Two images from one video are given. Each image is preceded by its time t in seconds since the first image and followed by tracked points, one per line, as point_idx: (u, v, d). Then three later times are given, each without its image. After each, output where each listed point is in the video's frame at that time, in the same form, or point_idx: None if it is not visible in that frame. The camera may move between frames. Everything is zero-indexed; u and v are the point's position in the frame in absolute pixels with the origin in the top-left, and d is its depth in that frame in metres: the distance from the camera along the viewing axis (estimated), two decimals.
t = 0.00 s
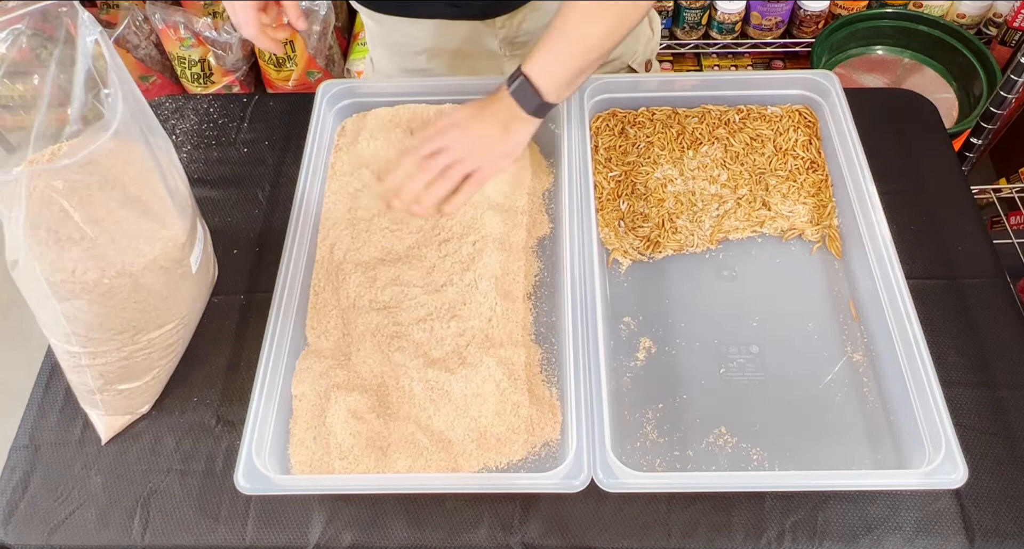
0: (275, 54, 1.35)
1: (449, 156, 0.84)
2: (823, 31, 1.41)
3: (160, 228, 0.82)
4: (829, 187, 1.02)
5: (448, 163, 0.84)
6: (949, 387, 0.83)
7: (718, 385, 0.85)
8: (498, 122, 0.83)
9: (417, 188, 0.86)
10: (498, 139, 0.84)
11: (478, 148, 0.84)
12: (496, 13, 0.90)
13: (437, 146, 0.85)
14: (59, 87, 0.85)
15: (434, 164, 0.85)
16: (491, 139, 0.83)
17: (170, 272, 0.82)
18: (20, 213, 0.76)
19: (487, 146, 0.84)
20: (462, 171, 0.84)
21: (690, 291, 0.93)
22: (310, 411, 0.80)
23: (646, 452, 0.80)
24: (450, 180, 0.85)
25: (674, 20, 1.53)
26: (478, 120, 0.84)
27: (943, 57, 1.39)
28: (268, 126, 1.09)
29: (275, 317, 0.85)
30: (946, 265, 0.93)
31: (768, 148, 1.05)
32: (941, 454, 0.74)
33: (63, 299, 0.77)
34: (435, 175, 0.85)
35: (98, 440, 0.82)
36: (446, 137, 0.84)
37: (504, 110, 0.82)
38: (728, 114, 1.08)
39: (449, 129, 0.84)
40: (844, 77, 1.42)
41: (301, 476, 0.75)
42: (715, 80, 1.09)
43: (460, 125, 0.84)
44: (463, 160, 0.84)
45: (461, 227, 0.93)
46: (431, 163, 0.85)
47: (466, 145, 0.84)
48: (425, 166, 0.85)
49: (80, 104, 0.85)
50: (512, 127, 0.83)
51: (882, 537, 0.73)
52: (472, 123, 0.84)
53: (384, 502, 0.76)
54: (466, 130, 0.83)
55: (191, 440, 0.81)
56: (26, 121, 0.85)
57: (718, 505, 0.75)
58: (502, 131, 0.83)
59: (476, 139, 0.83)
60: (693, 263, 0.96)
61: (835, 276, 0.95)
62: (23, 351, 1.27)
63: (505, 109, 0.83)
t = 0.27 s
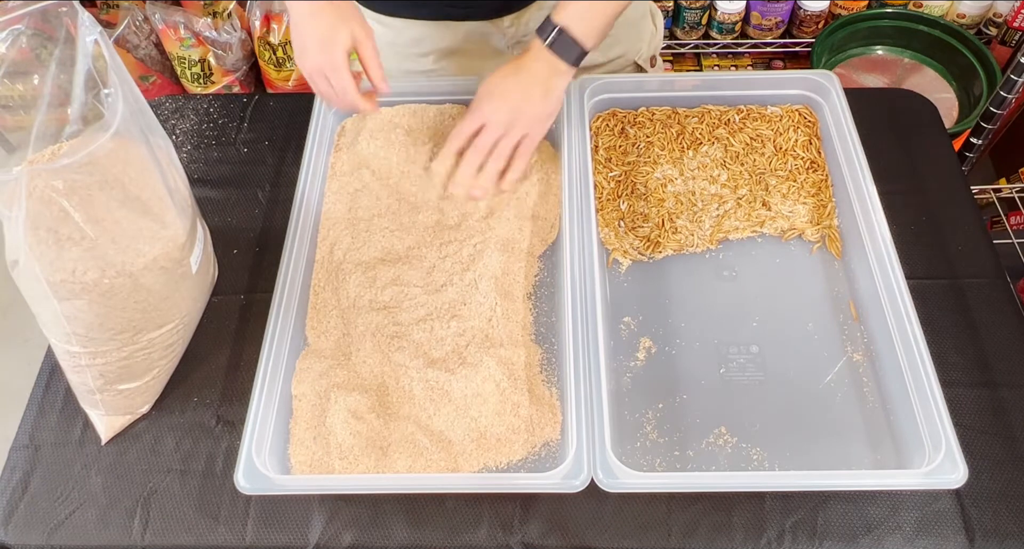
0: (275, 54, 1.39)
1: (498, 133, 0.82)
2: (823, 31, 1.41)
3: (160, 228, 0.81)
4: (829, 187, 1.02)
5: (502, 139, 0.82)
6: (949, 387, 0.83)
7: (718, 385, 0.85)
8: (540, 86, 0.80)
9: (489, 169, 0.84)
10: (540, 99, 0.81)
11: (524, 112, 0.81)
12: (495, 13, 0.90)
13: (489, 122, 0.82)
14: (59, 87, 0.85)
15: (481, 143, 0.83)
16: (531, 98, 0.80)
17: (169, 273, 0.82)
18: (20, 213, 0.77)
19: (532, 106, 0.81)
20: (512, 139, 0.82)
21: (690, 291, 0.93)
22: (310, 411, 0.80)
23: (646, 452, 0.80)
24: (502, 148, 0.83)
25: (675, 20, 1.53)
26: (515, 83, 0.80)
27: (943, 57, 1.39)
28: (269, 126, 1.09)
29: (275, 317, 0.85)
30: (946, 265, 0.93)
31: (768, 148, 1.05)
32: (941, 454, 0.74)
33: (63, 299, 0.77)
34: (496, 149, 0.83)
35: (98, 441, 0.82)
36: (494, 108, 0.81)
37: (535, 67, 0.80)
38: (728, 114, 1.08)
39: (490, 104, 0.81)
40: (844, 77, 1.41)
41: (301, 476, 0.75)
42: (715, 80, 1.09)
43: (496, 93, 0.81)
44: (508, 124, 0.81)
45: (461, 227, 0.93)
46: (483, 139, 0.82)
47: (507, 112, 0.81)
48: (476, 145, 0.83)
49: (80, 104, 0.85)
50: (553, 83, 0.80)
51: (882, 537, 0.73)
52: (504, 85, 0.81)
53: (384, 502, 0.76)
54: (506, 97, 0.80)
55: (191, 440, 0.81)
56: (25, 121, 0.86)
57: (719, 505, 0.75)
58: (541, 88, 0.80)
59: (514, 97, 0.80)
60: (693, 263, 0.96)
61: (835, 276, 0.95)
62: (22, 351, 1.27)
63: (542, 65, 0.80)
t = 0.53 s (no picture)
0: (275, 54, 1.39)
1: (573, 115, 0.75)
2: (823, 31, 1.41)
3: (160, 228, 0.81)
4: (829, 187, 1.02)
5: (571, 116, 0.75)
6: (949, 387, 0.83)
7: (718, 385, 0.85)
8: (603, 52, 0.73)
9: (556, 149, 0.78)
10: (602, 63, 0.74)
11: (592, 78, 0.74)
12: (495, 14, 0.90)
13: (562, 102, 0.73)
14: (59, 87, 0.85)
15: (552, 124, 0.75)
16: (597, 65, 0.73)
17: (170, 273, 0.82)
18: (20, 213, 0.77)
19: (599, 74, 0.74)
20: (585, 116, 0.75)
21: (690, 291, 0.93)
22: (310, 411, 0.80)
23: (646, 452, 0.80)
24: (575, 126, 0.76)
25: (675, 20, 1.53)
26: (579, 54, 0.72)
27: (943, 57, 1.39)
28: (269, 126, 1.09)
29: (275, 317, 0.85)
30: (946, 265, 0.93)
31: (768, 148, 1.05)
32: (941, 454, 0.74)
33: (63, 299, 0.77)
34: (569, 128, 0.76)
35: (98, 441, 0.82)
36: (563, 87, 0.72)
37: (593, 31, 0.73)
38: (728, 114, 1.08)
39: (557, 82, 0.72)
40: (844, 77, 1.41)
41: (301, 476, 0.75)
42: (715, 80, 1.09)
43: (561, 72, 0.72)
44: (579, 100, 0.74)
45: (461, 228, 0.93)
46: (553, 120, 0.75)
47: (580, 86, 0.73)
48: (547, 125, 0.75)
49: (80, 104, 0.85)
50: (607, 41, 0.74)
51: (882, 537, 0.73)
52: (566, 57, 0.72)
53: (384, 502, 0.76)
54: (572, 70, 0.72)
55: (191, 439, 0.81)
56: (25, 121, 0.86)
57: (719, 505, 0.75)
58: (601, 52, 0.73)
59: (581, 68, 0.72)
60: (693, 263, 0.96)
61: (835, 276, 0.95)
62: (22, 351, 1.27)
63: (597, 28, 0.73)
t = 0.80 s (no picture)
0: (275, 54, 1.39)
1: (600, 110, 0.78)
2: (823, 31, 1.41)
3: (160, 228, 0.81)
4: (829, 187, 1.02)
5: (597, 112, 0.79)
6: (949, 387, 0.83)
7: (718, 385, 0.85)
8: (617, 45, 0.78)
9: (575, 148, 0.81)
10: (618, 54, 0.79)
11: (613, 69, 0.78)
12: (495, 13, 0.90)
13: (593, 96, 0.76)
14: (59, 87, 0.85)
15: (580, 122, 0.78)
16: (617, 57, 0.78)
17: (170, 273, 0.82)
18: (20, 212, 0.77)
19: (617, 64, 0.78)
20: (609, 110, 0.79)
21: (690, 292, 0.93)
22: (310, 411, 0.80)
23: (646, 452, 0.80)
24: (599, 121, 0.79)
25: (674, 20, 1.53)
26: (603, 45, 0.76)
27: (943, 57, 1.39)
28: (269, 126, 1.09)
29: (275, 316, 0.85)
30: (946, 265, 0.93)
31: (768, 148, 1.05)
32: (941, 453, 0.74)
33: (63, 299, 0.77)
34: (593, 125, 0.79)
35: (98, 441, 0.82)
36: (594, 80, 0.75)
37: (609, 24, 0.78)
38: (728, 114, 1.08)
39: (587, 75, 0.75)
40: (844, 77, 1.41)
41: (301, 476, 0.75)
42: (715, 80, 1.09)
43: (590, 65, 0.75)
44: (608, 93, 0.77)
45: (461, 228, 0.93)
46: (582, 117, 0.77)
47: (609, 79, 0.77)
48: (577, 123, 0.78)
49: (80, 104, 0.85)
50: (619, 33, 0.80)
51: (882, 537, 0.73)
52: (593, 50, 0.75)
53: (384, 502, 0.76)
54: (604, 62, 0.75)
55: (191, 439, 0.81)
56: (25, 121, 0.86)
57: (719, 505, 0.75)
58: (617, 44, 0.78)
59: (608, 58, 0.76)
60: (693, 263, 0.96)
61: (835, 276, 0.95)
62: (22, 351, 1.27)
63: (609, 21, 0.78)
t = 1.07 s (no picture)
0: (275, 54, 1.39)
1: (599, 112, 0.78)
2: (823, 31, 1.41)
3: (160, 228, 0.82)
4: (829, 187, 1.02)
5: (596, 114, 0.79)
6: (949, 387, 0.83)
7: (719, 385, 0.85)
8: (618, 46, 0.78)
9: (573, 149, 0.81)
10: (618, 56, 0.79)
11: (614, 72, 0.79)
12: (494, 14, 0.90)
13: (593, 98, 0.76)
14: (59, 87, 0.85)
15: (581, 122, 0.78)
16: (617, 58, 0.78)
17: (170, 273, 0.82)
18: (20, 212, 0.77)
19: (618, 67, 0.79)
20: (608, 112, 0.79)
21: (690, 291, 0.93)
22: (310, 411, 0.80)
23: (646, 452, 0.80)
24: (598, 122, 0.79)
25: (674, 20, 1.53)
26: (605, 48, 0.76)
27: (944, 57, 1.39)
28: (269, 126, 1.09)
29: (275, 316, 0.85)
30: (946, 265, 0.93)
31: (768, 148, 1.05)
32: (941, 453, 0.74)
33: (63, 299, 0.77)
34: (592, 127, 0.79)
35: (98, 441, 0.82)
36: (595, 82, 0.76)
37: (609, 27, 0.78)
38: (728, 114, 1.08)
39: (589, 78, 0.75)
40: (844, 77, 1.41)
41: (301, 476, 0.75)
42: (715, 80, 1.09)
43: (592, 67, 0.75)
44: (608, 96, 0.77)
45: (461, 228, 0.93)
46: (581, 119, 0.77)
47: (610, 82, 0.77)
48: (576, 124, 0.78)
49: (80, 104, 0.85)
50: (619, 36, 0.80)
51: (882, 537, 0.73)
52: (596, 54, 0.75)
53: (384, 502, 0.76)
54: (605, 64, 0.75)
55: (191, 439, 0.81)
56: (25, 121, 0.86)
57: (719, 505, 0.75)
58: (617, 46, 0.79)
59: (609, 60, 0.76)
60: (693, 263, 0.96)
61: (835, 276, 0.95)
62: (22, 352, 1.27)
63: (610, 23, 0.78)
